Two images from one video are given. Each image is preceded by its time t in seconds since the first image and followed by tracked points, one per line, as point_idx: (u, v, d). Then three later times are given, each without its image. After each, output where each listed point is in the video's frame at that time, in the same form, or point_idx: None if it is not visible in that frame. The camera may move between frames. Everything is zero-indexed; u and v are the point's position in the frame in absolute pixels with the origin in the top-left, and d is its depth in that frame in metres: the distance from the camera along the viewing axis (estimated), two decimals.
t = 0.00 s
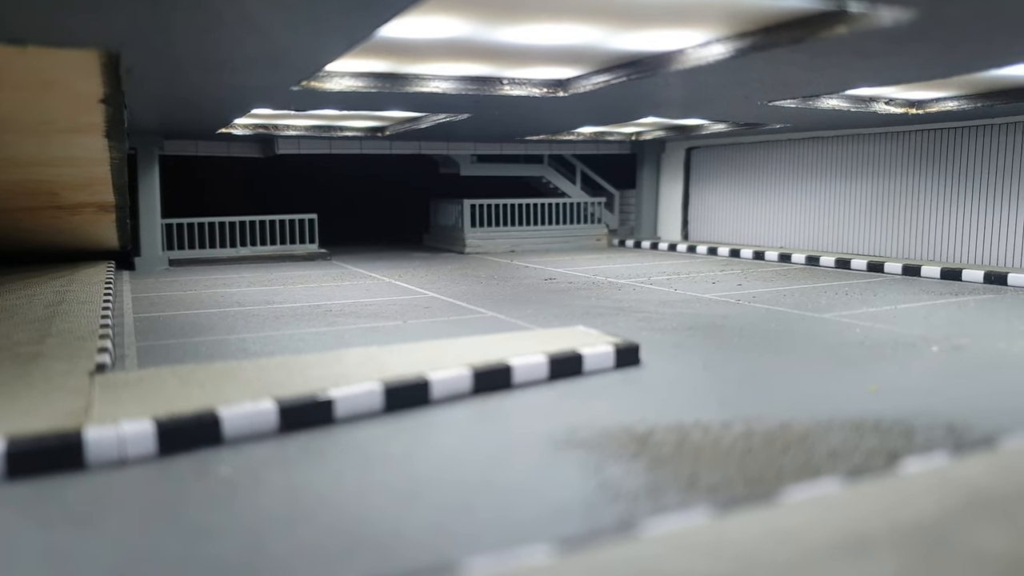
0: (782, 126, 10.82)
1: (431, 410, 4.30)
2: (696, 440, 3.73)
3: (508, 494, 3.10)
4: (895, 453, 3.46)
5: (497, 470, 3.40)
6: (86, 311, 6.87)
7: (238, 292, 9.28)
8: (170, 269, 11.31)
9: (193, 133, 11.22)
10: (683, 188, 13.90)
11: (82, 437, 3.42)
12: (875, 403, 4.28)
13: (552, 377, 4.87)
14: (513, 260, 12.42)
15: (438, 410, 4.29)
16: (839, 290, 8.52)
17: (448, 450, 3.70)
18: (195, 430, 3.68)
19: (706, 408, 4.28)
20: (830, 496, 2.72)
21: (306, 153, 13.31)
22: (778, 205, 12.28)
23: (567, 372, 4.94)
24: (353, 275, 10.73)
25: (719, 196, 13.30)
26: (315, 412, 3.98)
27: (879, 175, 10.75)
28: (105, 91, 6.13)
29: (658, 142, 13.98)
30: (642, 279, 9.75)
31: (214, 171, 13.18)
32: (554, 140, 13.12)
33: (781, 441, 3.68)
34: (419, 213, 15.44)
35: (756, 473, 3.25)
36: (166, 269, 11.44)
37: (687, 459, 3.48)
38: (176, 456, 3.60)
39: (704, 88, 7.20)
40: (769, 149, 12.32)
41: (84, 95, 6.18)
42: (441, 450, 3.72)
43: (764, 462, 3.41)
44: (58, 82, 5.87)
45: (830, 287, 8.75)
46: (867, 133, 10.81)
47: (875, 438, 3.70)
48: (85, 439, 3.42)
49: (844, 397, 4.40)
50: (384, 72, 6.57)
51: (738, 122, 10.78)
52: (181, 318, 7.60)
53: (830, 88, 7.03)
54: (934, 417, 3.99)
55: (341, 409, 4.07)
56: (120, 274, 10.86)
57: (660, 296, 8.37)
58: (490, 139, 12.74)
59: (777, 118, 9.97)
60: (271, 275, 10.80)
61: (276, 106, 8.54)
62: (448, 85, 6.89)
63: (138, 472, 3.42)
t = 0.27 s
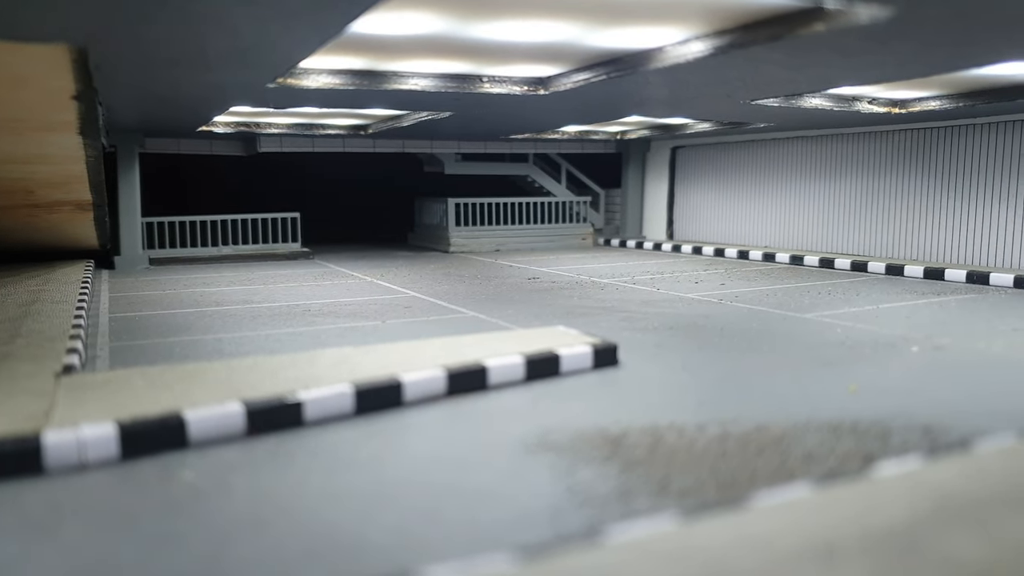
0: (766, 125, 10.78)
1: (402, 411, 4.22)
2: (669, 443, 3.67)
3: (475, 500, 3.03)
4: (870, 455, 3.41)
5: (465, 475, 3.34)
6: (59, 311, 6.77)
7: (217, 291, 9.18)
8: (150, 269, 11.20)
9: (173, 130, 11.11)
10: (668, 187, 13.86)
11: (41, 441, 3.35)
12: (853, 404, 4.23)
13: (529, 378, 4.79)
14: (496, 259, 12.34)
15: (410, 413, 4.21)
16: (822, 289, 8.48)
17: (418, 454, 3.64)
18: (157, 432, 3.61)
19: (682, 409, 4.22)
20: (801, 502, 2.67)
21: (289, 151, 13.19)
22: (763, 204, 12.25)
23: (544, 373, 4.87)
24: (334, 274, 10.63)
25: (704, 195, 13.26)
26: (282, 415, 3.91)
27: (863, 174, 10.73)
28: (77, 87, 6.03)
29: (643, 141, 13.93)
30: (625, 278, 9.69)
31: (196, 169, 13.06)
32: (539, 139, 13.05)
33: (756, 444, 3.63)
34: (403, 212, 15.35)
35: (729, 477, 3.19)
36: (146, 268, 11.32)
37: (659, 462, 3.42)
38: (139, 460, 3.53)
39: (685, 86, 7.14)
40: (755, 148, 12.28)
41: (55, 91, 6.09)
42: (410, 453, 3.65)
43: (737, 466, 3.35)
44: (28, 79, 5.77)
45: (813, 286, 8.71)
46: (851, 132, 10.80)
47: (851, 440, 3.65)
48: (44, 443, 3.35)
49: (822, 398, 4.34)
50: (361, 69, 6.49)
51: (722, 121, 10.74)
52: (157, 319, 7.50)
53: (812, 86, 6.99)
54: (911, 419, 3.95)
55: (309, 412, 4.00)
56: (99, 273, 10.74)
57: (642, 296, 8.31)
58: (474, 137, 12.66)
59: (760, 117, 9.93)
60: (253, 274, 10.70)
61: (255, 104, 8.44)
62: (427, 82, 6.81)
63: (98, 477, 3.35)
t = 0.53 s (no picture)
0: (749, 125, 10.72)
1: (367, 417, 4.13)
2: (637, 449, 3.59)
3: (432, 509, 2.94)
4: (839, 462, 3.35)
5: (426, 481, 3.25)
6: (25, 312, 6.64)
7: (192, 292, 9.06)
8: (126, 269, 11.06)
9: (150, 129, 10.98)
10: (652, 187, 13.79)
11: None
12: (825, 409, 4.17)
13: (499, 382, 4.69)
14: (478, 259, 12.25)
15: (375, 418, 4.11)
16: (803, 291, 8.42)
17: (379, 459, 3.55)
18: (110, 440, 3.50)
19: (653, 413, 4.14)
20: (762, 512, 2.59)
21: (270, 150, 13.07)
22: (746, 204, 12.19)
23: (515, 377, 4.77)
24: (313, 275, 10.52)
25: (688, 195, 13.21)
26: (242, 421, 3.81)
27: (846, 175, 10.70)
28: (41, 84, 5.91)
29: (627, 141, 13.86)
30: (606, 279, 9.61)
31: (175, 168, 12.91)
32: (522, 138, 12.97)
33: (724, 450, 3.56)
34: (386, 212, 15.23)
35: (694, 485, 3.11)
36: (123, 268, 11.17)
37: (626, 469, 3.34)
38: (90, 468, 3.42)
39: (664, 85, 7.06)
40: (738, 148, 12.23)
41: (19, 88, 5.96)
42: (371, 459, 3.55)
43: (703, 474, 3.28)
44: None
45: (794, 287, 8.65)
46: (834, 133, 10.77)
47: (821, 446, 3.58)
48: None
49: (795, 403, 4.27)
50: (334, 67, 6.38)
51: (705, 121, 10.68)
52: (128, 320, 7.38)
53: (792, 86, 6.92)
54: (883, 424, 3.89)
55: (270, 418, 3.90)
56: (74, 274, 10.60)
57: (621, 297, 8.24)
58: (456, 136, 12.56)
59: (743, 117, 9.87)
60: (231, 275, 10.58)
61: (230, 102, 8.32)
62: (402, 80, 6.70)
63: (47, 486, 3.25)
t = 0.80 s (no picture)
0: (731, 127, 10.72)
1: (329, 420, 4.09)
2: (598, 452, 3.56)
3: (383, 511, 2.89)
4: (799, 466, 3.32)
5: (382, 481, 3.21)
6: None
7: (169, 293, 9.00)
8: (106, 271, 10.99)
9: (130, 129, 10.91)
10: (636, 189, 13.79)
11: None
12: (791, 412, 4.15)
13: (466, 385, 4.66)
14: (461, 261, 12.22)
15: (338, 421, 4.07)
16: (782, 293, 8.41)
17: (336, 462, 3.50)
18: (65, 442, 3.44)
19: (618, 416, 4.11)
20: (709, 518, 2.56)
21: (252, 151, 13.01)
22: (729, 206, 12.21)
23: (482, 380, 4.74)
24: (293, 276, 10.47)
25: (671, 197, 13.21)
26: (201, 424, 3.76)
27: (827, 177, 10.72)
28: (9, 85, 5.85)
29: (611, 143, 13.85)
30: (587, 281, 9.59)
31: (157, 168, 12.84)
32: (505, 140, 12.94)
33: (684, 454, 3.53)
34: (371, 213, 15.19)
35: (650, 488, 3.08)
36: (103, 270, 11.09)
37: (585, 471, 3.31)
38: (43, 472, 3.37)
39: (640, 86, 7.04)
40: (722, 149, 12.23)
41: None
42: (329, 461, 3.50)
43: (660, 478, 3.24)
44: None
45: (774, 289, 8.64)
46: (816, 135, 10.78)
47: (783, 450, 3.56)
48: None
49: (760, 407, 4.25)
50: (306, 67, 6.34)
51: (686, 123, 10.67)
52: (101, 322, 7.32)
53: (767, 88, 6.90)
54: (847, 427, 3.87)
55: (231, 421, 3.85)
56: (53, 275, 10.52)
57: (599, 299, 8.21)
58: (439, 138, 12.53)
59: (723, 118, 9.86)
60: (210, 276, 10.52)
61: (206, 102, 8.26)
62: (375, 81, 6.67)
63: None
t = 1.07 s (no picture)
0: (716, 127, 10.68)
1: (296, 423, 4.02)
2: (565, 455, 3.50)
3: (340, 519, 2.82)
4: (766, 469, 3.27)
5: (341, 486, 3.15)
6: None
7: (150, 295, 8.93)
8: (90, 272, 10.90)
9: (112, 129, 10.84)
10: (624, 189, 13.75)
11: None
12: (764, 414, 4.09)
13: (438, 388, 4.60)
14: (448, 261, 12.16)
15: (304, 425, 4.00)
16: (766, 293, 8.36)
17: (298, 466, 3.42)
18: (20, 447, 3.36)
19: (588, 419, 4.06)
20: (667, 524, 2.51)
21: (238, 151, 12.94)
22: (716, 206, 12.18)
23: (455, 382, 4.67)
24: (277, 277, 10.40)
25: (659, 197, 13.17)
26: (162, 428, 3.69)
27: (813, 177, 10.70)
28: None
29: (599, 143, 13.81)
30: (571, 282, 9.54)
31: (141, 169, 12.77)
32: (492, 140, 12.89)
33: (652, 458, 3.47)
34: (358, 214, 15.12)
35: (613, 493, 3.03)
36: (86, 271, 10.98)
37: (550, 476, 3.24)
38: None
39: (620, 85, 6.99)
40: (708, 149, 12.20)
41: None
42: (291, 466, 3.43)
43: (626, 482, 3.18)
44: None
45: (758, 289, 8.59)
46: (802, 135, 10.76)
47: (752, 453, 3.50)
48: None
49: (733, 409, 4.19)
50: (282, 67, 6.29)
51: (672, 123, 10.64)
52: (78, 323, 7.25)
53: (747, 86, 6.87)
54: (818, 430, 3.82)
55: (195, 425, 3.77)
56: (34, 276, 10.43)
57: (582, 300, 8.16)
58: (424, 138, 12.47)
59: (708, 118, 9.82)
60: (193, 278, 10.44)
61: (185, 103, 8.21)
62: (352, 81, 6.62)
63: None
